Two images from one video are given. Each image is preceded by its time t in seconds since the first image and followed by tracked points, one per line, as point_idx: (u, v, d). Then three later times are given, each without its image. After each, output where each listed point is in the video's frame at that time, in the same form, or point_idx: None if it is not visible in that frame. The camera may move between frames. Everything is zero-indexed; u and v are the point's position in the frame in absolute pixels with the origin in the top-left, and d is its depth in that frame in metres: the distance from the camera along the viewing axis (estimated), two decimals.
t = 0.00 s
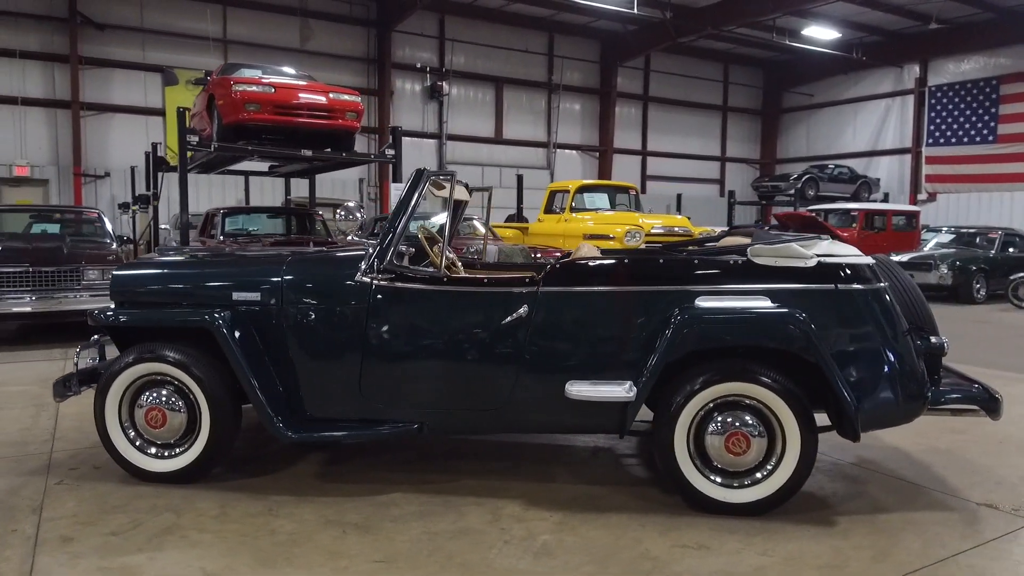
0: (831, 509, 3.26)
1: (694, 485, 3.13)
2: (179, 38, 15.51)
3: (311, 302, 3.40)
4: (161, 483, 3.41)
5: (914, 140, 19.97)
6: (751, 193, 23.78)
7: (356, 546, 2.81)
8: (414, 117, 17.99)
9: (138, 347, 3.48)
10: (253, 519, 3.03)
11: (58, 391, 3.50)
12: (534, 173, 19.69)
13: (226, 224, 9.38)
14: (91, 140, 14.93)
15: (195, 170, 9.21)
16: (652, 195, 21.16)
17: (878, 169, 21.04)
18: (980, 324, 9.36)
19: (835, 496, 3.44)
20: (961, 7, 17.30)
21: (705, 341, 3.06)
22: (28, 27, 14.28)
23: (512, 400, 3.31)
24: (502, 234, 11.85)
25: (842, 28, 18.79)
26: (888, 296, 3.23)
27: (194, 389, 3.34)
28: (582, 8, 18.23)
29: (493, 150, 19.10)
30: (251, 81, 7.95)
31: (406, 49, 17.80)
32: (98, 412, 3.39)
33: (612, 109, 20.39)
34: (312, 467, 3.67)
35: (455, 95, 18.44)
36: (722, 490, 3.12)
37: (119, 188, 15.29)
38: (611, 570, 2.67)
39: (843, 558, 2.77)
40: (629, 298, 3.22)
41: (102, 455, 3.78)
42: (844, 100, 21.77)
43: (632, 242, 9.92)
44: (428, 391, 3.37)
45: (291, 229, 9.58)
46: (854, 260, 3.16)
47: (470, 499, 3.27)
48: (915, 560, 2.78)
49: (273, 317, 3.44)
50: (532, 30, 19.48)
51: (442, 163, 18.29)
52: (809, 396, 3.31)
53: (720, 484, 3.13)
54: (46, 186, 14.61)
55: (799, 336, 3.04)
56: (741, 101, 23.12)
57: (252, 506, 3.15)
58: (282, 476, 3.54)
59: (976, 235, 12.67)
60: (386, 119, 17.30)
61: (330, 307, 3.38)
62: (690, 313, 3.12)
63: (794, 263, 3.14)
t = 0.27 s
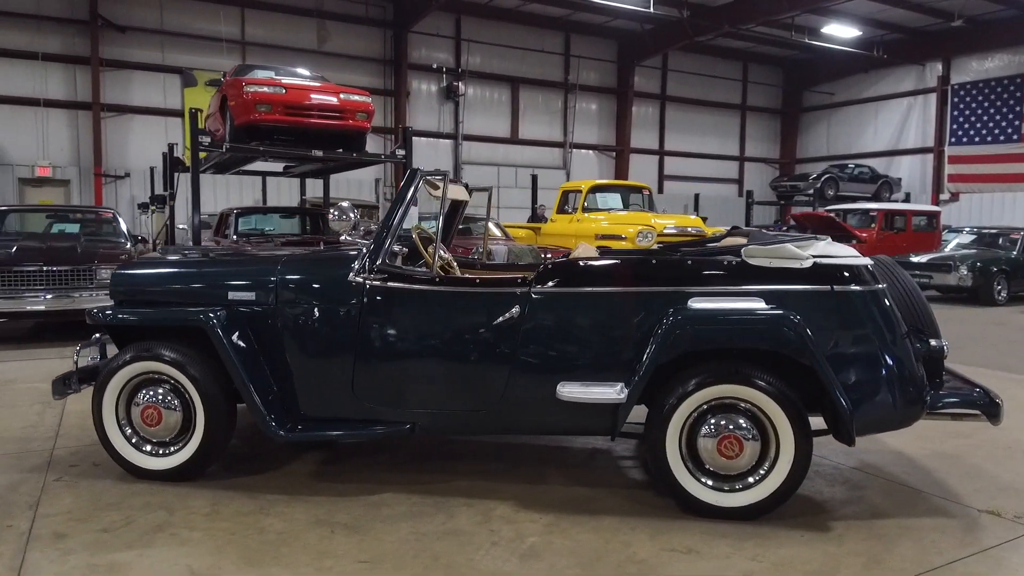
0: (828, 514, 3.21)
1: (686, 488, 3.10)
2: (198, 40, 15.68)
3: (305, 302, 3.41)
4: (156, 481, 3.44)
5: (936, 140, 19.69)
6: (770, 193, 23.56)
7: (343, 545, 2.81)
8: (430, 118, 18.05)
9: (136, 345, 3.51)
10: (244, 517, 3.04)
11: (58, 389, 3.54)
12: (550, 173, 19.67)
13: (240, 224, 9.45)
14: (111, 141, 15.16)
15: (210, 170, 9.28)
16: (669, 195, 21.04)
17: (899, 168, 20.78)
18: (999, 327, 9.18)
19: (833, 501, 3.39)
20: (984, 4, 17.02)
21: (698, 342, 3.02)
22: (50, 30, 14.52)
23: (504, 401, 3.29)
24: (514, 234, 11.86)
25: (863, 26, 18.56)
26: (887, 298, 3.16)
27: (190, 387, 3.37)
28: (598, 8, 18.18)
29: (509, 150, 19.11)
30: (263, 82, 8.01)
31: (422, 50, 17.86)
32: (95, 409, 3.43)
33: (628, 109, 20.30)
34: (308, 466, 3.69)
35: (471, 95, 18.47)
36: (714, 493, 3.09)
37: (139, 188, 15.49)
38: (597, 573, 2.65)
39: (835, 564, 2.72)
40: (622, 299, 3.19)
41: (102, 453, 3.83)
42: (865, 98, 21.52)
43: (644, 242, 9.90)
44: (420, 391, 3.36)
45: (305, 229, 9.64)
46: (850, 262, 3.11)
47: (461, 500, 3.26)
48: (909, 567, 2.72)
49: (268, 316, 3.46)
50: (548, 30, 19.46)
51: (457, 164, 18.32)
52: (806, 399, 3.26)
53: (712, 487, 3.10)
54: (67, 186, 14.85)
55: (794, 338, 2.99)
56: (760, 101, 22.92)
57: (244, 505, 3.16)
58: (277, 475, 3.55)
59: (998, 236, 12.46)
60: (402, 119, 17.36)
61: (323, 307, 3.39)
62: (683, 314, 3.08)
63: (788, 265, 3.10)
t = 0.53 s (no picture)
0: (820, 520, 3.15)
1: (673, 492, 3.06)
2: (221, 43, 15.88)
3: (296, 302, 3.44)
4: (149, 478, 3.48)
5: (965, 138, 19.30)
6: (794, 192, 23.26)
7: (326, 545, 2.82)
8: (450, 118, 18.10)
9: (132, 343, 3.55)
10: (231, 516, 3.06)
11: (58, 386, 3.59)
12: (570, 173, 19.62)
13: (256, 225, 9.53)
14: (136, 143, 15.42)
15: (228, 171, 9.40)
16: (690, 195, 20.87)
17: (926, 167, 20.41)
18: None
19: (828, 507, 3.32)
20: None
21: (684, 344, 2.98)
22: (77, 33, 14.80)
23: (492, 402, 3.27)
24: (530, 234, 11.86)
25: (889, 23, 18.24)
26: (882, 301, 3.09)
27: (183, 386, 3.41)
28: (618, 6, 18.09)
29: (529, 150, 19.11)
30: (277, 83, 8.09)
31: (442, 50, 17.91)
32: (92, 406, 3.48)
33: (649, 108, 20.16)
34: (301, 465, 3.71)
35: (491, 95, 18.49)
36: (701, 497, 3.04)
37: (163, 188, 15.75)
38: None
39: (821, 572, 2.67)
40: (610, 299, 3.16)
41: (102, 450, 3.89)
42: (892, 96, 21.15)
43: (659, 242, 9.88)
44: (409, 391, 3.36)
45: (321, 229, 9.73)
46: (843, 263, 3.05)
47: (449, 501, 3.25)
48: None
49: (260, 316, 3.49)
50: (569, 29, 19.41)
51: (477, 164, 18.36)
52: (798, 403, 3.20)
53: (700, 491, 3.05)
54: (93, 186, 15.14)
55: (783, 340, 2.94)
56: (785, 99, 22.63)
57: (234, 503, 3.19)
58: (270, 474, 3.58)
59: None
60: (421, 120, 17.43)
61: (314, 307, 3.42)
62: (670, 315, 3.05)
63: (780, 266, 3.04)
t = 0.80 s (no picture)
0: (813, 524, 3.10)
1: (662, 493, 3.03)
2: (240, 45, 16.05)
3: (288, 299, 3.46)
4: (144, 474, 3.52)
5: (990, 136, 18.96)
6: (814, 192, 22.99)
7: (311, 542, 2.83)
8: (467, 118, 18.14)
9: (131, 341, 3.59)
10: (222, 512, 3.09)
11: (58, 382, 3.65)
12: (586, 173, 19.57)
13: (269, 224, 9.62)
14: (157, 144, 15.64)
15: (242, 172, 9.49)
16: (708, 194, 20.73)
17: (950, 167, 20.09)
18: None
19: (823, 510, 3.27)
20: None
21: (673, 343, 2.95)
22: (98, 36, 15.03)
23: (481, 401, 3.26)
24: (543, 234, 11.85)
25: (911, 20, 17.97)
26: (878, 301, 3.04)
27: (178, 383, 3.44)
28: (635, 5, 18.01)
29: (545, 150, 19.11)
30: (288, 84, 8.17)
31: (459, 51, 17.95)
32: (89, 402, 3.53)
33: (667, 107, 20.04)
34: (296, 463, 3.73)
35: (508, 95, 18.51)
36: (690, 499, 3.01)
37: (183, 188, 15.95)
38: None
39: None
40: (599, 299, 3.14)
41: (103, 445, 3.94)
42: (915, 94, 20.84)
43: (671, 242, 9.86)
44: (399, 390, 3.36)
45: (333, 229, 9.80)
46: (835, 262, 3.01)
47: (439, 500, 3.25)
48: None
49: (254, 314, 3.52)
50: (586, 28, 19.36)
51: (493, 164, 18.38)
52: (792, 405, 3.15)
53: (689, 493, 3.02)
54: (114, 187, 15.38)
55: (773, 341, 2.91)
56: (806, 98, 22.38)
57: (226, 500, 3.21)
58: (265, 471, 3.60)
59: None
60: (437, 120, 17.49)
61: (306, 305, 3.44)
62: (660, 315, 3.02)
63: (770, 266, 3.00)
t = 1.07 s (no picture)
0: (809, 525, 3.04)
1: (654, 493, 2.99)
2: (263, 46, 16.21)
3: (284, 295, 3.47)
4: (142, 467, 3.56)
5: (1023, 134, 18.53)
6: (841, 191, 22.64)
7: (299, 537, 2.84)
8: (487, 117, 18.15)
9: (133, 335, 3.63)
10: (214, 506, 3.12)
11: (63, 375, 3.70)
12: (608, 172, 19.48)
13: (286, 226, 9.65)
14: (182, 143, 15.88)
15: (260, 171, 9.58)
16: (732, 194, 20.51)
17: (981, 165, 19.70)
18: None
19: (822, 512, 3.20)
20: None
21: (665, 341, 2.91)
22: (125, 38, 15.29)
23: (473, 398, 3.24)
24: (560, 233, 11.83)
25: (940, 15, 17.61)
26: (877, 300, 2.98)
27: (177, 377, 3.47)
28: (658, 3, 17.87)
29: (566, 149, 19.07)
30: (302, 83, 8.22)
31: (480, 50, 17.98)
32: (91, 395, 3.58)
33: (690, 106, 19.85)
34: (294, 458, 3.75)
35: (529, 94, 18.49)
36: (684, 499, 2.96)
37: (208, 187, 16.18)
38: None
39: None
40: (591, 297, 3.10)
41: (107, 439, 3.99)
42: (945, 91, 20.45)
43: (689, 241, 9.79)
44: (392, 386, 3.35)
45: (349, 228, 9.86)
46: (833, 259, 2.93)
47: (431, 497, 3.24)
48: None
49: (251, 309, 3.54)
50: (608, 27, 19.25)
51: (513, 163, 18.38)
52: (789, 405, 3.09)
53: (682, 493, 2.97)
54: (140, 186, 15.64)
55: (767, 339, 2.85)
56: (832, 95, 22.04)
57: (220, 495, 3.24)
58: (262, 466, 3.62)
59: None
60: (458, 119, 17.52)
61: (301, 301, 3.45)
62: (651, 312, 2.97)
63: (767, 262, 2.92)
